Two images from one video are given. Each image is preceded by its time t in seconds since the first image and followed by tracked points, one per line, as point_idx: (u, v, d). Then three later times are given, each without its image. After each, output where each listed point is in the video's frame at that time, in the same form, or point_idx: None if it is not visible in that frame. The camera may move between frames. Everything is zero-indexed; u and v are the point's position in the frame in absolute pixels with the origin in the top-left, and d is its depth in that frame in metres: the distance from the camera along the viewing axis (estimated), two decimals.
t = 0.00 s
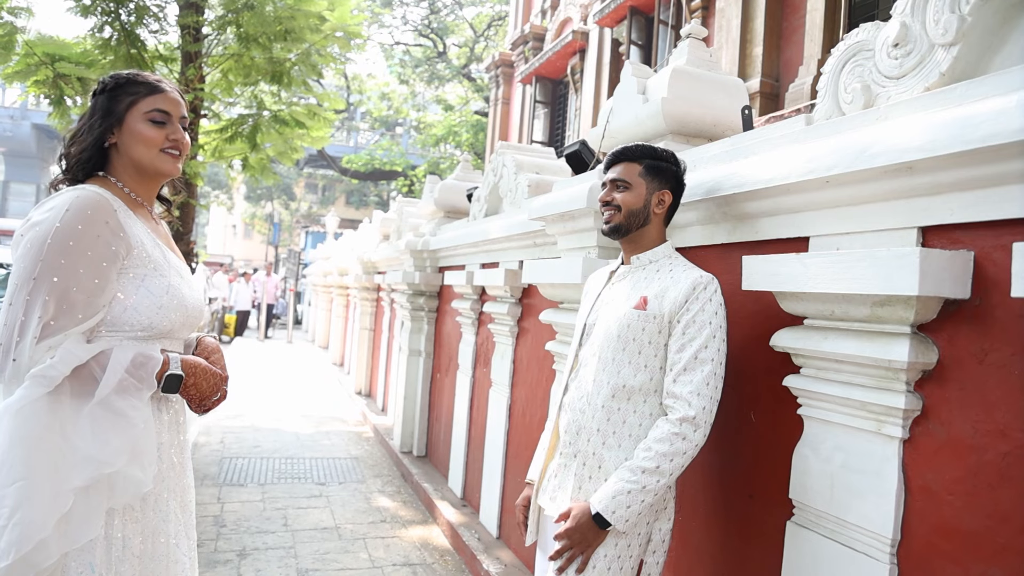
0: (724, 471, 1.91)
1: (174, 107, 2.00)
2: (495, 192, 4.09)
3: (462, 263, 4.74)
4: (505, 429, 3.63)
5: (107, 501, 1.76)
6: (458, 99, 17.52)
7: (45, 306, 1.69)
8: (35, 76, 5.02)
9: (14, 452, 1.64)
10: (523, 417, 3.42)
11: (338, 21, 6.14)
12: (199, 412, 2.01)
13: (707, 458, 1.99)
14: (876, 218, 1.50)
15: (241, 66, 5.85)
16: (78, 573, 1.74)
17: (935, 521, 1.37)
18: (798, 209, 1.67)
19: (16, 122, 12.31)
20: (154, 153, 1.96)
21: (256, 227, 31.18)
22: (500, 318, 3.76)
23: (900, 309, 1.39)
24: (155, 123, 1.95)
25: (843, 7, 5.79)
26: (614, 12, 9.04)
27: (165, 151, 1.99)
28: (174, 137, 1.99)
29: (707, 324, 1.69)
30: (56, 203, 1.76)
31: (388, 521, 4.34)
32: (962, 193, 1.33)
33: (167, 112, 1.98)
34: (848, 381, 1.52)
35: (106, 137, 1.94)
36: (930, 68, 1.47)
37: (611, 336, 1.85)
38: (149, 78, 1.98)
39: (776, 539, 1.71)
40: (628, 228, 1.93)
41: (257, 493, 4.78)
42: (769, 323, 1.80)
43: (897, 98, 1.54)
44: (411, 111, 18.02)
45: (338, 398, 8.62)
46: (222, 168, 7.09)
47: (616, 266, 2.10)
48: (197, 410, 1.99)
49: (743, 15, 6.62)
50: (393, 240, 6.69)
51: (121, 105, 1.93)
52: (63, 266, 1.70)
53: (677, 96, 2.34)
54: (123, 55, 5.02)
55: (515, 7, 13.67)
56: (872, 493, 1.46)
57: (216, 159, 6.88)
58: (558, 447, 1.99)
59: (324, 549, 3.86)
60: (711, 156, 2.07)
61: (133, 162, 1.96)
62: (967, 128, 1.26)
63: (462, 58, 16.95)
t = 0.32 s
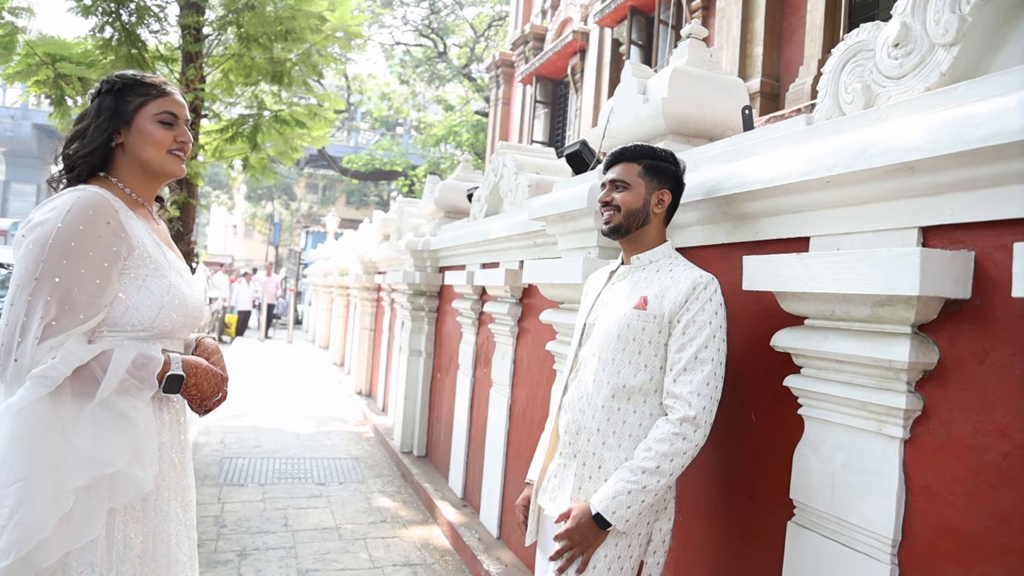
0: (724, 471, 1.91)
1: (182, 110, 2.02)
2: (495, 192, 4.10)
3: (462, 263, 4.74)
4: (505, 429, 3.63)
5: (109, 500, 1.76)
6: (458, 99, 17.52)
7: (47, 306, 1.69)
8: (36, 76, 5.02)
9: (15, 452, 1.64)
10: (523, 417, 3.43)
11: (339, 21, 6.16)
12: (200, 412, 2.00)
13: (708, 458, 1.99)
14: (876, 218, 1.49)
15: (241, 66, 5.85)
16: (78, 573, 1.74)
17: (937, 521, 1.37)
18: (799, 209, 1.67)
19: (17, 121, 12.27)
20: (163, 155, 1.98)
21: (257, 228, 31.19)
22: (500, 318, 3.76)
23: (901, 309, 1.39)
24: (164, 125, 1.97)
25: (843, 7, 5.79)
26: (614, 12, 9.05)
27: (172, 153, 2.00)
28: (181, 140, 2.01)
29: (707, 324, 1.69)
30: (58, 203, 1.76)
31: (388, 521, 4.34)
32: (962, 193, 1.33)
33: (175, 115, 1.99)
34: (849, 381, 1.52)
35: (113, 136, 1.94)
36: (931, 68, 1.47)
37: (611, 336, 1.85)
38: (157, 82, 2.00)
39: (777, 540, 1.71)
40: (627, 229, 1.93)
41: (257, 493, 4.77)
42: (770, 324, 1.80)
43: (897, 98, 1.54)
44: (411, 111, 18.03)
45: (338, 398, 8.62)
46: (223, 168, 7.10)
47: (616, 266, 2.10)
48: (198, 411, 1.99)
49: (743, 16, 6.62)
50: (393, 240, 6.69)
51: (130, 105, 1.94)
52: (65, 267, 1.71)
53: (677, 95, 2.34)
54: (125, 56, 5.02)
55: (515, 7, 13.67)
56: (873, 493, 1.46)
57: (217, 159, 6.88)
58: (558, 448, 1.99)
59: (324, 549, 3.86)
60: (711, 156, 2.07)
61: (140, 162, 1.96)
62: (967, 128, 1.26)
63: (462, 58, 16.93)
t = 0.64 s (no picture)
0: (725, 470, 1.91)
1: (185, 112, 2.03)
2: (495, 191, 4.10)
3: (462, 263, 4.74)
4: (505, 429, 3.63)
5: (111, 500, 1.76)
6: (459, 99, 17.51)
7: (50, 306, 1.69)
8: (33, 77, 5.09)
9: (17, 452, 1.64)
10: (524, 417, 3.43)
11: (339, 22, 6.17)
12: (201, 414, 2.00)
13: (709, 457, 1.99)
14: (878, 218, 1.49)
15: (241, 66, 5.86)
16: (81, 572, 1.74)
17: (937, 521, 1.37)
18: (800, 209, 1.67)
19: (17, 122, 12.23)
20: (168, 155, 1.98)
21: (257, 228, 31.19)
22: (500, 318, 3.76)
23: (902, 309, 1.39)
24: (169, 126, 1.97)
25: (843, 7, 5.79)
26: (614, 12, 9.05)
27: (177, 154, 2.01)
28: (186, 141, 2.02)
29: (707, 324, 1.69)
30: (59, 204, 1.76)
31: (389, 521, 4.34)
32: (964, 193, 1.33)
33: (179, 116, 2.00)
34: (850, 382, 1.52)
35: (118, 137, 1.93)
36: (932, 68, 1.47)
37: (610, 336, 1.85)
38: (160, 83, 2.00)
39: (777, 539, 1.71)
40: (627, 229, 1.93)
41: (258, 493, 4.77)
42: (770, 324, 1.80)
43: (898, 98, 1.53)
44: (411, 111, 18.05)
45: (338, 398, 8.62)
46: (223, 168, 7.11)
47: (616, 266, 2.10)
48: (201, 413, 1.99)
49: (743, 16, 6.62)
50: (394, 240, 6.68)
51: (135, 106, 1.94)
52: (67, 267, 1.70)
53: (678, 95, 2.34)
54: (125, 55, 5.03)
55: (516, 7, 13.66)
56: (874, 493, 1.46)
57: (217, 159, 6.88)
58: (558, 448, 1.99)
59: (325, 549, 3.86)
60: (712, 156, 2.06)
61: (144, 162, 1.96)
62: (968, 128, 1.26)
63: (462, 58, 16.94)
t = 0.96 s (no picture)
0: (725, 470, 1.92)
1: (186, 112, 2.03)
2: (495, 191, 4.10)
3: (462, 263, 4.74)
4: (506, 429, 3.63)
5: (115, 498, 1.76)
6: (459, 99, 17.51)
7: (53, 306, 1.69)
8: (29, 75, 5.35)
9: (19, 453, 1.63)
10: (524, 416, 3.43)
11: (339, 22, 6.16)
12: (203, 412, 2.02)
13: (710, 457, 1.99)
14: (880, 218, 1.49)
15: (242, 66, 5.86)
16: (85, 570, 1.75)
17: (938, 521, 1.36)
18: (802, 209, 1.66)
19: (17, 121, 12.14)
20: (171, 156, 1.98)
21: (257, 228, 31.19)
22: (501, 318, 3.76)
23: (903, 310, 1.39)
24: (172, 127, 1.97)
25: (843, 8, 5.78)
26: (615, 12, 9.05)
27: (179, 155, 2.01)
28: (187, 141, 2.02)
29: (706, 324, 1.69)
30: (62, 204, 1.76)
31: (389, 521, 4.34)
32: (966, 193, 1.33)
33: (181, 116, 2.00)
34: (851, 382, 1.52)
35: (122, 138, 1.93)
36: (933, 68, 1.47)
37: (610, 336, 1.85)
38: (161, 85, 1.99)
39: (777, 540, 1.71)
40: (626, 229, 1.93)
41: (258, 493, 4.77)
42: (771, 324, 1.79)
43: (900, 98, 1.53)
44: (412, 111, 18.06)
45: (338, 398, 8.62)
46: (223, 168, 7.12)
47: (616, 266, 2.10)
48: (202, 410, 2.01)
49: (743, 16, 6.62)
50: (394, 240, 6.67)
51: (138, 107, 1.93)
52: (70, 267, 1.70)
53: (678, 95, 2.34)
54: (126, 55, 5.04)
55: (516, 7, 13.65)
56: (874, 494, 1.46)
57: (218, 159, 6.89)
58: (557, 448, 1.99)
59: (325, 549, 3.86)
60: (711, 156, 2.06)
61: (147, 163, 1.96)
62: (970, 127, 1.25)
63: (463, 58, 16.95)
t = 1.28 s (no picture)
0: (723, 474, 1.86)
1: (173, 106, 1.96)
2: (489, 187, 4.03)
3: (455, 261, 4.67)
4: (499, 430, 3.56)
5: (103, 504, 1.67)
6: (454, 96, 17.44)
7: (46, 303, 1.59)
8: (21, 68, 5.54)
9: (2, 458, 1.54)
10: (517, 417, 3.36)
11: (333, 18, 6.32)
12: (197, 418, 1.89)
13: (707, 460, 1.93)
14: (887, 214, 1.43)
15: (233, 60, 6.30)
16: None
17: (948, 530, 1.31)
18: (804, 204, 1.60)
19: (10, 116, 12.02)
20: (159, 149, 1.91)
21: (251, 225, 31.06)
22: (493, 316, 3.69)
23: (910, 309, 1.33)
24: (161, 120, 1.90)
25: (839, 3, 5.72)
26: (610, 8, 8.98)
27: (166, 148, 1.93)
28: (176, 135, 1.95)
29: (694, 324, 1.63)
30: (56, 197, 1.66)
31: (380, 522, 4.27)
32: (977, 187, 1.27)
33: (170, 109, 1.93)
34: (855, 384, 1.46)
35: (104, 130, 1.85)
36: (941, 57, 1.41)
37: (592, 336, 1.78)
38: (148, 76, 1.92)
39: (779, 547, 1.66)
40: (604, 222, 1.86)
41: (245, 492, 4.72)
42: (772, 323, 1.74)
43: (906, 88, 1.47)
44: (407, 108, 17.98)
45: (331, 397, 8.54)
46: (213, 163, 7.09)
47: (594, 262, 2.04)
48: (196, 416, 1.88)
49: (739, 12, 6.56)
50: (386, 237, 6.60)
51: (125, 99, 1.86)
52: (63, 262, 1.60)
53: (675, 88, 2.28)
54: (112, 47, 5.73)
55: (511, 4, 13.60)
56: (881, 500, 1.40)
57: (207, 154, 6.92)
58: (535, 453, 1.92)
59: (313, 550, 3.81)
60: (709, 150, 1.99)
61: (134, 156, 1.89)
62: (981, 118, 1.19)
63: (458, 54, 16.89)
